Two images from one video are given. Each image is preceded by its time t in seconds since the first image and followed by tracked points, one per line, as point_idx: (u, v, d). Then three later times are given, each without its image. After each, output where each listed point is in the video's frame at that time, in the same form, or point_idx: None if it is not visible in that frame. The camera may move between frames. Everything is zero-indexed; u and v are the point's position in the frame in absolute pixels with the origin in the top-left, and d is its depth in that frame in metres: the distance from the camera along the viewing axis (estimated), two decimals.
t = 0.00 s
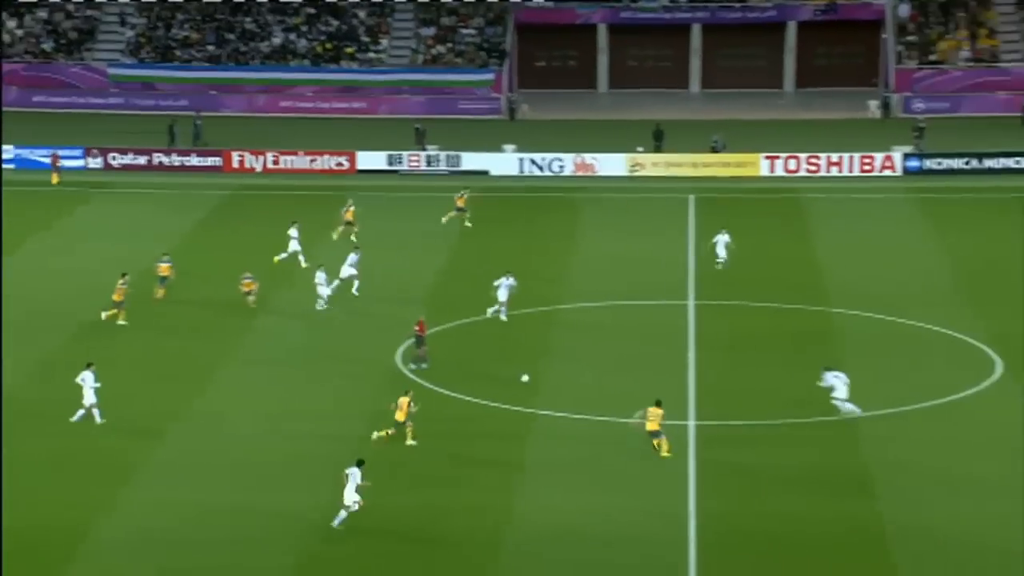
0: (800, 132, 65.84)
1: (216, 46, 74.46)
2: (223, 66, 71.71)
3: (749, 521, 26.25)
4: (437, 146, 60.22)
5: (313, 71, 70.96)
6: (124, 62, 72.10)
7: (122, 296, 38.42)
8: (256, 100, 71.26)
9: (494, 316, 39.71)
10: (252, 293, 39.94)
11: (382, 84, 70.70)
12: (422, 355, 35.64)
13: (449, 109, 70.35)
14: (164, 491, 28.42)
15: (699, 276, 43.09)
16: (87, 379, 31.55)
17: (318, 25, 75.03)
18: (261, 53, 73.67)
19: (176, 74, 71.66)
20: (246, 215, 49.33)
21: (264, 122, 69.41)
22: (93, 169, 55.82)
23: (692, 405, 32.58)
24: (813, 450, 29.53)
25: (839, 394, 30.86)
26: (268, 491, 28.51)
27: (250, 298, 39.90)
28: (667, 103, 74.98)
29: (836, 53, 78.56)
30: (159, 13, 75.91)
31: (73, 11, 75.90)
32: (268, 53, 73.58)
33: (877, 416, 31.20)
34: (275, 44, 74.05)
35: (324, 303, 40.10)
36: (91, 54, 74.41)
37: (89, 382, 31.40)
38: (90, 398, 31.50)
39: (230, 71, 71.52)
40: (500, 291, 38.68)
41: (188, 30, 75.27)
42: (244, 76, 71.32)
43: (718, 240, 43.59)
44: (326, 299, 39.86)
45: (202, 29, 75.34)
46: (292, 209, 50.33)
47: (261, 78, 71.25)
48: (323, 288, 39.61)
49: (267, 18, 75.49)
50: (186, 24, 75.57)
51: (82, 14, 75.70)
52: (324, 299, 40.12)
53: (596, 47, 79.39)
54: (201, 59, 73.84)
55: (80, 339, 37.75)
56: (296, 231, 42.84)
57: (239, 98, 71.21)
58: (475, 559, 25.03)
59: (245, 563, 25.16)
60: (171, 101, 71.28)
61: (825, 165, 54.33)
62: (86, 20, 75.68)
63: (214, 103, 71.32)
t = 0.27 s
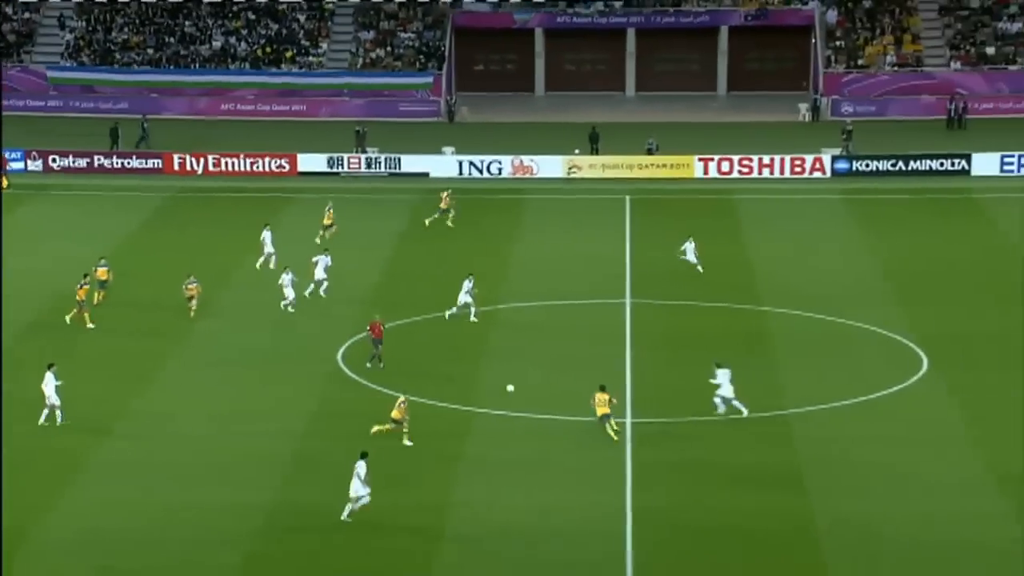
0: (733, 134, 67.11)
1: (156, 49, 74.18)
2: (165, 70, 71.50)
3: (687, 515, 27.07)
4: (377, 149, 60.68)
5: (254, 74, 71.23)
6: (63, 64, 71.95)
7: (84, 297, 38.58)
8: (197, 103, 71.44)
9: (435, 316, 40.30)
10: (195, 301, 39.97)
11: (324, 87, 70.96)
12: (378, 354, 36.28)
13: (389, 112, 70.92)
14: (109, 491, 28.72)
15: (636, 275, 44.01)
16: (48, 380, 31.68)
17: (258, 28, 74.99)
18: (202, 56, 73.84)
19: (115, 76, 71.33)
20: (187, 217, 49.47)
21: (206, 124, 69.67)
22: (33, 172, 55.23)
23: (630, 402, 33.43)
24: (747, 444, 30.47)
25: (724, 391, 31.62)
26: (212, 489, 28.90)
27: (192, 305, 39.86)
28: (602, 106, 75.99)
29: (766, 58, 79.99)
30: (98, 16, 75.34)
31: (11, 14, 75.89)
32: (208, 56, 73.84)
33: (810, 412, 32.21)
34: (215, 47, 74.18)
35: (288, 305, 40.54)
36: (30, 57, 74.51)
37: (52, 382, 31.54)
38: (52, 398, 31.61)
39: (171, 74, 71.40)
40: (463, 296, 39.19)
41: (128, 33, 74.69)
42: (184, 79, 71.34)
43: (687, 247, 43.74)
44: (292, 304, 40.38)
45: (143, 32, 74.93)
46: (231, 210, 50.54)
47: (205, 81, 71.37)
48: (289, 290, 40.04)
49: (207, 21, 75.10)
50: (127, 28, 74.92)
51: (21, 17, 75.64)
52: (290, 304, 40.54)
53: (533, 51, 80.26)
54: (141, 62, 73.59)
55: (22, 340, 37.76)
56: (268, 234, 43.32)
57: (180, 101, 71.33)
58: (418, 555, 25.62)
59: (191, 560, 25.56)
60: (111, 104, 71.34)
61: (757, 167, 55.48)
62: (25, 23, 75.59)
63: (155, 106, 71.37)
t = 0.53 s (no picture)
0: (717, 138, 67.93)
1: (148, 54, 74.40)
2: (156, 75, 71.69)
3: (671, 512, 27.73)
4: (366, 152, 61.32)
5: (244, 78, 71.55)
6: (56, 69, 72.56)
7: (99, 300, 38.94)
8: (188, 107, 71.74)
9: (423, 318, 40.91)
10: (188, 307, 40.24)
11: (314, 91, 71.58)
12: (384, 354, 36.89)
13: (379, 115, 71.71)
14: (103, 490, 29.24)
15: (622, 276, 44.72)
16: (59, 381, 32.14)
17: (249, 34, 75.63)
18: (193, 61, 74.17)
19: (109, 81, 71.71)
20: (178, 219, 49.97)
21: (198, 128, 70.22)
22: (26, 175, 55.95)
23: (616, 402, 34.11)
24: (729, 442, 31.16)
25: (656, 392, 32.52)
26: (205, 488, 29.45)
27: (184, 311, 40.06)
28: (588, 110, 76.75)
29: (749, 63, 80.78)
30: (90, 21, 75.62)
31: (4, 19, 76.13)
32: (200, 62, 74.20)
33: (791, 411, 32.93)
34: (207, 52, 74.63)
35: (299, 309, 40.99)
36: (24, 62, 75.29)
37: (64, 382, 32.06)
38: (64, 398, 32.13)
39: (162, 78, 71.61)
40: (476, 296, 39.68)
41: (120, 38, 75.08)
42: (175, 84, 71.48)
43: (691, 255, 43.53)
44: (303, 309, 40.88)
45: (136, 37, 75.11)
46: (221, 212, 51.08)
47: (197, 86, 71.54)
48: (299, 293, 40.43)
49: (198, 27, 75.70)
50: (119, 33, 75.27)
51: (14, 22, 75.88)
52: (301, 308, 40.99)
53: (520, 56, 80.93)
54: (134, 67, 73.92)
55: (16, 340, 38.21)
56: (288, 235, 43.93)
57: (171, 105, 71.67)
58: (408, 553, 26.22)
59: (186, 558, 26.12)
60: (103, 108, 71.99)
61: (741, 170, 56.19)
62: (18, 28, 75.93)
63: (147, 110, 71.75)
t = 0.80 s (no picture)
0: (717, 139, 68.12)
1: (150, 56, 74.61)
2: (159, 77, 72.06)
3: (669, 512, 27.93)
4: (368, 153, 61.54)
5: (246, 80, 71.81)
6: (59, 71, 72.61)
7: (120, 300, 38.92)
8: (190, 109, 71.93)
9: (423, 318, 41.14)
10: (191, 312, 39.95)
11: (315, 94, 72.10)
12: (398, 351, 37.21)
13: (379, 116, 71.82)
14: (105, 489, 29.44)
15: (622, 276, 44.93)
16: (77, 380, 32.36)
17: (251, 35, 75.80)
18: (195, 63, 74.35)
19: (113, 83, 72.07)
20: (180, 220, 50.19)
21: (202, 130, 70.20)
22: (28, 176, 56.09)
23: (615, 401, 34.34)
24: (727, 441, 31.37)
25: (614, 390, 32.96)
26: (207, 487, 29.65)
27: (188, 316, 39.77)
28: (588, 112, 76.96)
29: (748, 64, 81.04)
30: (94, 23, 75.84)
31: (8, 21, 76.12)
32: (201, 63, 74.32)
33: (788, 410, 33.15)
34: (209, 54, 74.71)
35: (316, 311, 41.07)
36: (27, 63, 75.08)
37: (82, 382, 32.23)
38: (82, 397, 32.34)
39: (165, 80, 71.92)
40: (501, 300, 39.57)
41: (123, 39, 75.22)
42: (177, 86, 71.80)
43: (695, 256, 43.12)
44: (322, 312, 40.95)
45: (138, 39, 75.35)
46: (223, 213, 51.30)
47: (199, 87, 71.75)
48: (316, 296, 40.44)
49: (201, 29, 75.97)
50: (122, 35, 75.45)
51: (17, 24, 75.98)
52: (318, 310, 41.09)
53: (520, 58, 81.18)
54: (136, 69, 74.01)
55: (19, 341, 38.38)
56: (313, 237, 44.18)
57: (173, 107, 71.90)
58: (408, 551, 26.43)
59: (189, 556, 26.31)
60: (106, 109, 72.15)
61: (740, 170, 56.39)
62: (21, 29, 75.93)
63: (149, 112, 71.94)
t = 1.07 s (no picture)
0: (719, 139, 68.17)
1: (153, 56, 74.71)
2: (161, 77, 72.20)
3: (669, 512, 28.03)
4: (370, 154, 61.66)
5: (249, 80, 72.02)
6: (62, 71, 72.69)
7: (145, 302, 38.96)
8: (193, 109, 72.04)
9: (425, 317, 41.29)
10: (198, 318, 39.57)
11: (317, 94, 72.28)
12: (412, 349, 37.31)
13: (380, 116, 71.90)
14: (108, 489, 29.55)
15: (623, 276, 45.03)
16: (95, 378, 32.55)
17: (253, 35, 75.91)
18: (198, 63, 74.38)
19: (116, 83, 72.23)
20: (182, 221, 50.28)
21: (205, 130, 70.24)
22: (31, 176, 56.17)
23: (615, 401, 34.48)
24: (727, 441, 31.47)
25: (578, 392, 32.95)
26: (209, 487, 29.76)
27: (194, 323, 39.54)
28: (589, 112, 77.03)
29: (750, 64, 81.13)
30: (96, 24, 75.98)
31: (11, 21, 76.05)
32: (204, 64, 74.31)
33: (788, 410, 33.25)
34: (211, 54, 74.81)
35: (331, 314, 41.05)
36: (30, 64, 75.15)
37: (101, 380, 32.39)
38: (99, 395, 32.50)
39: (168, 80, 72.08)
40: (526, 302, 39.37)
41: (126, 40, 75.32)
42: (179, 86, 71.95)
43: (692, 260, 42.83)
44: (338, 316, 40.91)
45: (141, 39, 75.46)
46: (225, 213, 51.43)
47: (201, 88, 71.83)
48: (331, 297, 40.30)
49: (203, 29, 76.10)
50: (124, 35, 75.53)
51: (20, 24, 75.97)
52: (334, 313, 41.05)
53: (522, 57, 81.28)
54: (138, 69, 74.11)
55: (21, 341, 38.50)
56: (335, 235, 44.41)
57: (176, 107, 71.98)
58: (409, 551, 26.55)
59: (190, 557, 26.41)
60: (108, 109, 72.25)
61: (741, 170, 56.49)
62: (24, 30, 75.91)
63: (152, 112, 72.01)
